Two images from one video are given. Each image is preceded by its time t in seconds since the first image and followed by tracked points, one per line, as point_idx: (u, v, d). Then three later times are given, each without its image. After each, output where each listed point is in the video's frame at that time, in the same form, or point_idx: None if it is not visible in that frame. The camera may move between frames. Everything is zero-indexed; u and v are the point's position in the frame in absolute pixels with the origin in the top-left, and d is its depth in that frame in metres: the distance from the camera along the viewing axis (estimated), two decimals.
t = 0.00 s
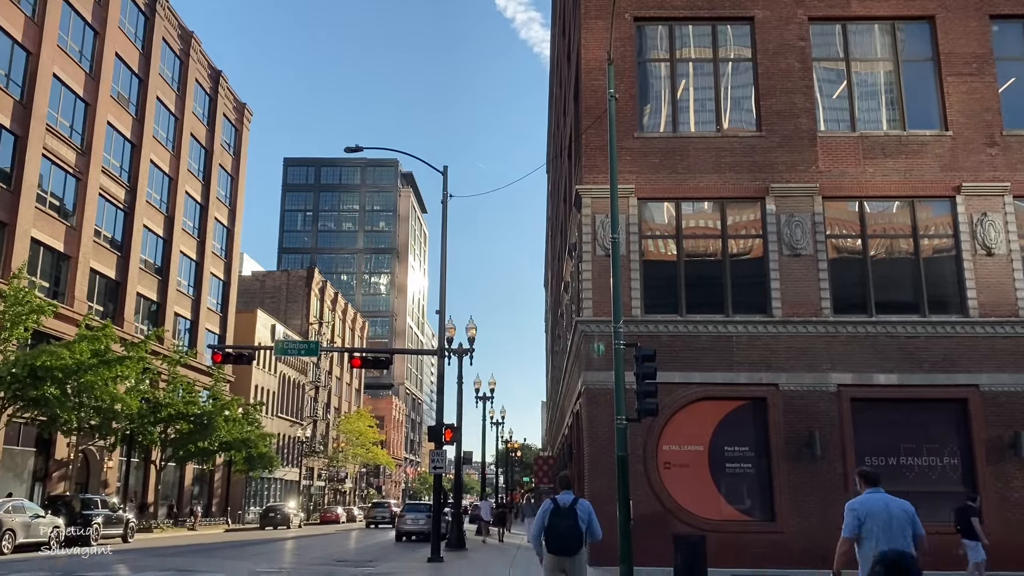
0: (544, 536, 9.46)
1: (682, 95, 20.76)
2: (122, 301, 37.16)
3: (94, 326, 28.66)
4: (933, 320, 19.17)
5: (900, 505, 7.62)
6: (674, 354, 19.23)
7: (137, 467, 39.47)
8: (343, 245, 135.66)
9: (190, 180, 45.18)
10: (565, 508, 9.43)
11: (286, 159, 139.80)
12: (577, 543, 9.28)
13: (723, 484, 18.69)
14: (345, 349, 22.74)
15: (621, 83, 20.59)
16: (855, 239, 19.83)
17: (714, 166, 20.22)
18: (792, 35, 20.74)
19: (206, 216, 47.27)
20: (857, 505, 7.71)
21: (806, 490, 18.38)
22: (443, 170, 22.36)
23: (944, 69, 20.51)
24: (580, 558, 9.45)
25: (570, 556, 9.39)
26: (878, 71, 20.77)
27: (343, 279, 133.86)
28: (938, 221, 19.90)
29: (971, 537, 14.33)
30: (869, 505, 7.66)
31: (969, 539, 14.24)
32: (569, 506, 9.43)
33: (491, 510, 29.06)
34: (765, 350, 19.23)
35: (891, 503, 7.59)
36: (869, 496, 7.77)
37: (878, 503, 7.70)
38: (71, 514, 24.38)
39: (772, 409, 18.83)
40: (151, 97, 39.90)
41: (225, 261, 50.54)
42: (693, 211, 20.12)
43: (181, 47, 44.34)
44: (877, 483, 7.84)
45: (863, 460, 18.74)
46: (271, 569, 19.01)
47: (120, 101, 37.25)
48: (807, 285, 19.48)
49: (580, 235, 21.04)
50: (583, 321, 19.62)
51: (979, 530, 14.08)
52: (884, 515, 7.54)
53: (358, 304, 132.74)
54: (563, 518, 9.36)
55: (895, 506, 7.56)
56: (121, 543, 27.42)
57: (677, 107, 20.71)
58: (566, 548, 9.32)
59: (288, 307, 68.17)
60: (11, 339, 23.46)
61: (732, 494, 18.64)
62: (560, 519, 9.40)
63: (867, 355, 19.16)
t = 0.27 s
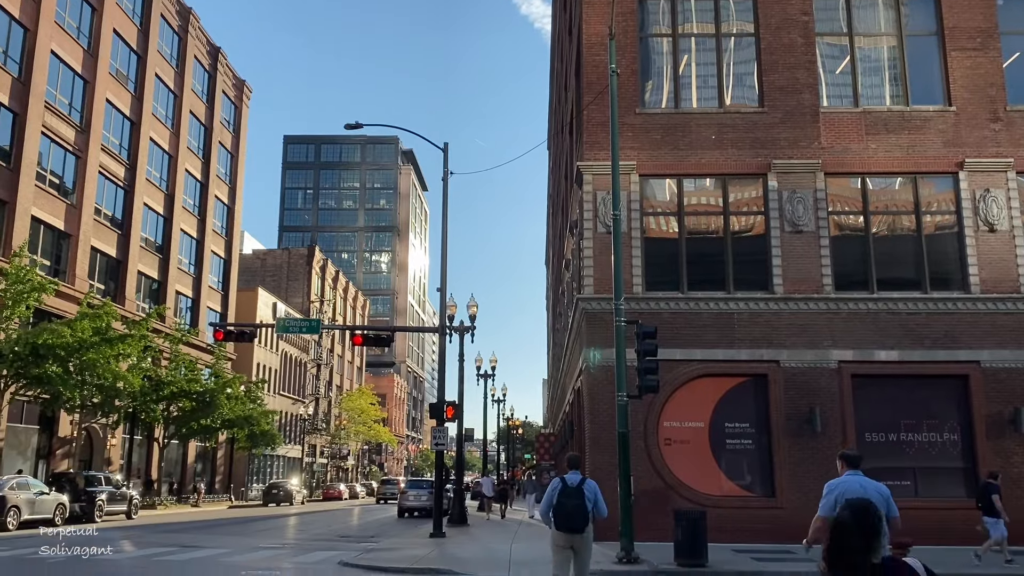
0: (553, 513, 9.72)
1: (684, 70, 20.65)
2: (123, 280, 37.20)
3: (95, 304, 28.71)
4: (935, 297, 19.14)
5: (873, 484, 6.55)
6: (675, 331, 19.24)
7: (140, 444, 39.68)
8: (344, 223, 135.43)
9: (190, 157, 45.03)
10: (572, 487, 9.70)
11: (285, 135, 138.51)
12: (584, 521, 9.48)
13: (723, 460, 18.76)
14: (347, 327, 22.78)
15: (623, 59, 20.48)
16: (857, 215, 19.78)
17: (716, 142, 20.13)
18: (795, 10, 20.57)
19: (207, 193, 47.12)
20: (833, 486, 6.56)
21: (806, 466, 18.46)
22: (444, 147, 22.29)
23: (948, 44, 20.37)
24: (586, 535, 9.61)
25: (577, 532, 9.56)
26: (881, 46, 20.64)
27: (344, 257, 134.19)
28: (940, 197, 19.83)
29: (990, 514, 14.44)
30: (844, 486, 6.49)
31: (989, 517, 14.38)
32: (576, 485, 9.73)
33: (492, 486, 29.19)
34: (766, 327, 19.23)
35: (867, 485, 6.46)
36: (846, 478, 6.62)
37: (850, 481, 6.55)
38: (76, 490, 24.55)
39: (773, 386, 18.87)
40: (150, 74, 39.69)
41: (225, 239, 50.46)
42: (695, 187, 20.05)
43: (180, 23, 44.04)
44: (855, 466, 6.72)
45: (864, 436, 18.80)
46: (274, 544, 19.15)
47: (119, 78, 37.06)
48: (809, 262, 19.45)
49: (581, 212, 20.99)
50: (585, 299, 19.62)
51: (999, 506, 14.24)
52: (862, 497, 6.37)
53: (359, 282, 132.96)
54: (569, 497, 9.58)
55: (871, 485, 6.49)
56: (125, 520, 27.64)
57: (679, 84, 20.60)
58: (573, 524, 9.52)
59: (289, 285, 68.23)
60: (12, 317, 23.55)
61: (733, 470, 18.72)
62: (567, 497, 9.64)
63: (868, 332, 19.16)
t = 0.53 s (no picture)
0: (558, 488, 9.89)
1: (686, 49, 20.56)
2: (124, 261, 37.21)
3: (97, 284, 28.78)
4: (936, 276, 19.12)
5: (850, 456, 7.53)
6: (676, 311, 19.27)
7: (143, 425, 39.86)
8: (344, 204, 135.18)
9: (190, 137, 44.90)
10: (578, 461, 9.93)
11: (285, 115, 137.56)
12: (591, 494, 9.69)
13: (723, 439, 18.84)
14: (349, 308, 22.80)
15: (624, 37, 20.39)
16: (858, 195, 19.74)
17: (717, 122, 20.05)
18: None
19: (207, 174, 47.00)
20: (816, 458, 7.69)
21: (805, 445, 18.53)
22: (444, 126, 22.25)
23: (952, 22, 20.25)
24: (591, 508, 9.80)
25: (583, 505, 9.76)
26: (884, 25, 20.53)
27: (345, 238, 134.23)
28: (942, 177, 19.78)
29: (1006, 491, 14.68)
30: (825, 457, 7.63)
31: (1005, 494, 14.62)
32: (581, 460, 9.94)
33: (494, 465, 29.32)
34: (767, 307, 19.24)
35: (845, 457, 7.52)
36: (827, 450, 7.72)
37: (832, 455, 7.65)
38: (79, 471, 24.69)
39: (773, 365, 18.91)
40: (149, 54, 39.51)
41: (226, 220, 50.36)
42: (697, 167, 19.98)
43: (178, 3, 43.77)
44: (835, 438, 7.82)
45: (864, 415, 18.86)
46: (277, 523, 19.28)
47: (118, 59, 36.89)
48: (810, 241, 19.44)
49: (582, 192, 20.96)
50: (586, 279, 19.61)
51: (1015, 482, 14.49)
52: (838, 468, 7.48)
53: (360, 263, 133.11)
54: (576, 471, 9.80)
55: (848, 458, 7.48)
56: (129, 499, 27.83)
57: (681, 63, 20.49)
58: (580, 496, 9.71)
59: (290, 266, 68.31)
60: (14, 298, 23.63)
61: (733, 449, 18.80)
62: (574, 471, 9.84)
63: (869, 311, 19.17)
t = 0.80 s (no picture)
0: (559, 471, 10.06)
1: (688, 31, 20.48)
2: (125, 245, 37.23)
3: (97, 267, 28.83)
4: (937, 258, 19.11)
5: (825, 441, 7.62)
6: (677, 293, 19.27)
7: (146, 408, 40.00)
8: (344, 187, 134.87)
9: (190, 121, 44.79)
10: (576, 446, 10.16)
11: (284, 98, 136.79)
12: (589, 477, 9.92)
13: (724, 421, 18.88)
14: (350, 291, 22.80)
15: (626, 18, 20.30)
16: (860, 177, 19.70)
17: (719, 103, 19.98)
18: None
19: (207, 157, 46.89)
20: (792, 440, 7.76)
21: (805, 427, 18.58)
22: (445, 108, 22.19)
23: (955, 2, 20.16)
24: (590, 491, 9.97)
25: (582, 487, 9.95)
26: (887, 6, 20.44)
27: (345, 222, 134.25)
28: (945, 158, 19.73)
29: None
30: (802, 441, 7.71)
31: None
32: (580, 445, 10.17)
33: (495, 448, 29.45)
34: (768, 289, 19.24)
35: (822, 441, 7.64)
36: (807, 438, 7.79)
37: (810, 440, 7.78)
38: (82, 453, 24.79)
39: (774, 347, 18.92)
40: (148, 37, 39.37)
41: (227, 204, 50.32)
42: (698, 149, 19.93)
43: None
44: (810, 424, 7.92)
45: (864, 397, 18.90)
46: (280, 504, 19.37)
47: (117, 41, 36.75)
48: (812, 223, 19.40)
49: (583, 175, 20.92)
50: (587, 262, 19.59)
51: None
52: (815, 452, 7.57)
53: (361, 247, 133.15)
54: (574, 455, 10.01)
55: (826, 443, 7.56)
56: (132, 481, 27.98)
57: (682, 45, 20.41)
58: (579, 479, 9.90)
59: (291, 250, 68.32)
60: (16, 282, 23.68)
61: (733, 431, 18.85)
62: (572, 456, 10.04)
63: (869, 293, 19.17)
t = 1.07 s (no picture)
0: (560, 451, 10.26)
1: (689, 15, 20.40)
2: (125, 231, 37.21)
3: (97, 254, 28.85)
4: (938, 243, 19.08)
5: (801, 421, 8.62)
6: (678, 279, 19.26)
7: (147, 394, 40.11)
8: (344, 173, 134.65)
9: (189, 107, 44.66)
10: (577, 428, 10.37)
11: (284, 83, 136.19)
12: (587, 457, 10.07)
13: (724, 406, 18.91)
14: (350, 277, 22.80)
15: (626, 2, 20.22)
16: (861, 162, 19.65)
17: (720, 88, 19.91)
18: None
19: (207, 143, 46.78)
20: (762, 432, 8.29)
21: (805, 411, 18.63)
22: (445, 93, 22.14)
23: None
24: (588, 470, 10.12)
25: (580, 466, 10.13)
26: None
27: (346, 208, 134.19)
28: (946, 143, 19.67)
29: None
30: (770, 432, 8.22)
31: None
32: (579, 427, 10.39)
33: (496, 433, 29.54)
34: (769, 274, 19.23)
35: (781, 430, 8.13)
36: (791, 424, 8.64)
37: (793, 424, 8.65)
38: (85, 439, 24.89)
39: (775, 332, 18.93)
40: (147, 22, 39.19)
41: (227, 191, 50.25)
42: (699, 134, 19.88)
43: None
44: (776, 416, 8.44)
45: (864, 382, 18.93)
46: (282, 489, 19.45)
47: (115, 27, 36.59)
48: (812, 208, 19.37)
49: (583, 160, 20.88)
50: (588, 248, 19.58)
51: None
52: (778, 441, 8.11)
53: (361, 233, 133.11)
54: (573, 436, 10.24)
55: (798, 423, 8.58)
56: (135, 466, 28.11)
57: (683, 29, 20.33)
58: (578, 460, 10.06)
59: (292, 236, 68.30)
60: (17, 268, 23.73)
61: (733, 416, 18.89)
62: (571, 436, 10.28)
63: (870, 278, 19.16)
